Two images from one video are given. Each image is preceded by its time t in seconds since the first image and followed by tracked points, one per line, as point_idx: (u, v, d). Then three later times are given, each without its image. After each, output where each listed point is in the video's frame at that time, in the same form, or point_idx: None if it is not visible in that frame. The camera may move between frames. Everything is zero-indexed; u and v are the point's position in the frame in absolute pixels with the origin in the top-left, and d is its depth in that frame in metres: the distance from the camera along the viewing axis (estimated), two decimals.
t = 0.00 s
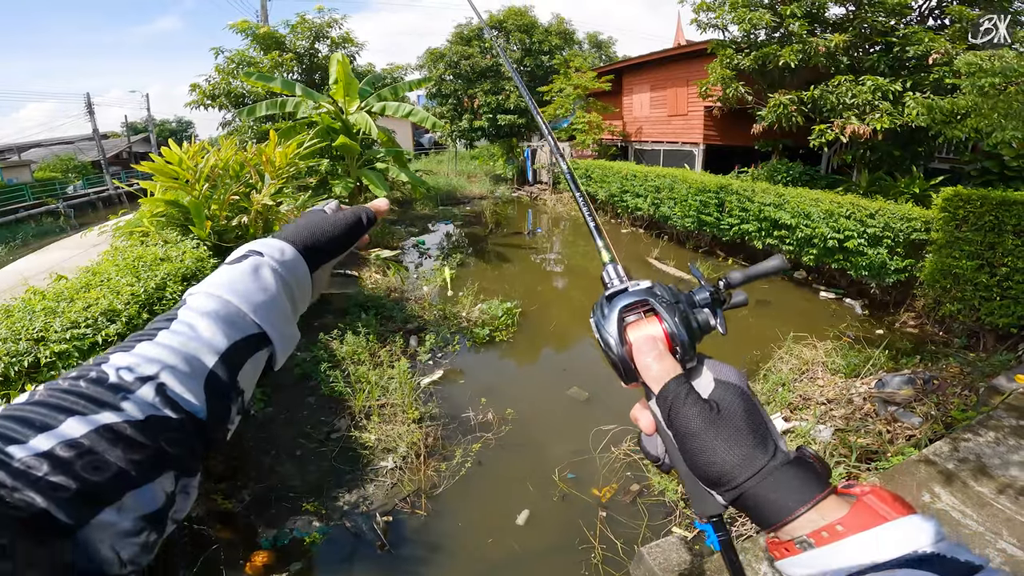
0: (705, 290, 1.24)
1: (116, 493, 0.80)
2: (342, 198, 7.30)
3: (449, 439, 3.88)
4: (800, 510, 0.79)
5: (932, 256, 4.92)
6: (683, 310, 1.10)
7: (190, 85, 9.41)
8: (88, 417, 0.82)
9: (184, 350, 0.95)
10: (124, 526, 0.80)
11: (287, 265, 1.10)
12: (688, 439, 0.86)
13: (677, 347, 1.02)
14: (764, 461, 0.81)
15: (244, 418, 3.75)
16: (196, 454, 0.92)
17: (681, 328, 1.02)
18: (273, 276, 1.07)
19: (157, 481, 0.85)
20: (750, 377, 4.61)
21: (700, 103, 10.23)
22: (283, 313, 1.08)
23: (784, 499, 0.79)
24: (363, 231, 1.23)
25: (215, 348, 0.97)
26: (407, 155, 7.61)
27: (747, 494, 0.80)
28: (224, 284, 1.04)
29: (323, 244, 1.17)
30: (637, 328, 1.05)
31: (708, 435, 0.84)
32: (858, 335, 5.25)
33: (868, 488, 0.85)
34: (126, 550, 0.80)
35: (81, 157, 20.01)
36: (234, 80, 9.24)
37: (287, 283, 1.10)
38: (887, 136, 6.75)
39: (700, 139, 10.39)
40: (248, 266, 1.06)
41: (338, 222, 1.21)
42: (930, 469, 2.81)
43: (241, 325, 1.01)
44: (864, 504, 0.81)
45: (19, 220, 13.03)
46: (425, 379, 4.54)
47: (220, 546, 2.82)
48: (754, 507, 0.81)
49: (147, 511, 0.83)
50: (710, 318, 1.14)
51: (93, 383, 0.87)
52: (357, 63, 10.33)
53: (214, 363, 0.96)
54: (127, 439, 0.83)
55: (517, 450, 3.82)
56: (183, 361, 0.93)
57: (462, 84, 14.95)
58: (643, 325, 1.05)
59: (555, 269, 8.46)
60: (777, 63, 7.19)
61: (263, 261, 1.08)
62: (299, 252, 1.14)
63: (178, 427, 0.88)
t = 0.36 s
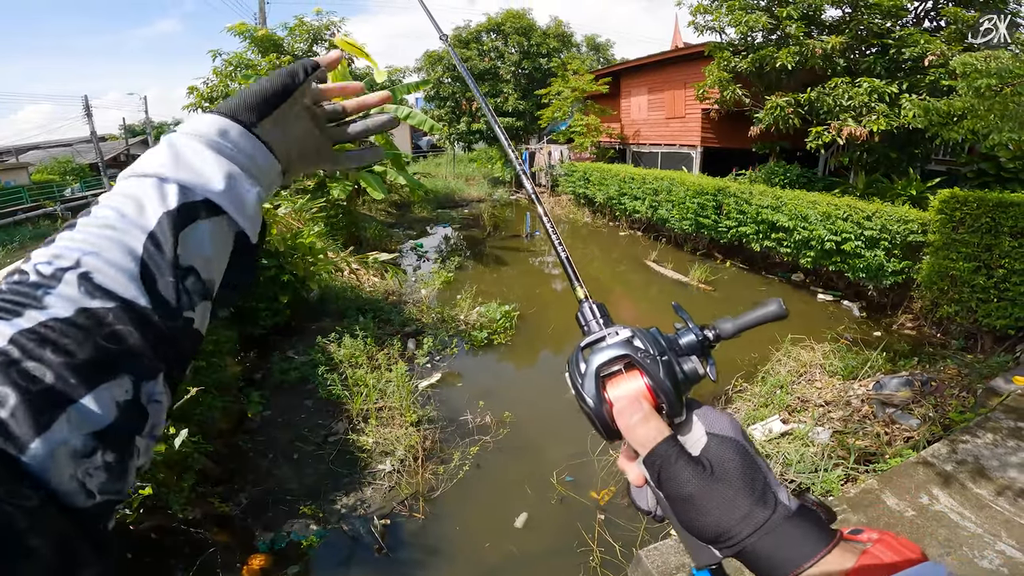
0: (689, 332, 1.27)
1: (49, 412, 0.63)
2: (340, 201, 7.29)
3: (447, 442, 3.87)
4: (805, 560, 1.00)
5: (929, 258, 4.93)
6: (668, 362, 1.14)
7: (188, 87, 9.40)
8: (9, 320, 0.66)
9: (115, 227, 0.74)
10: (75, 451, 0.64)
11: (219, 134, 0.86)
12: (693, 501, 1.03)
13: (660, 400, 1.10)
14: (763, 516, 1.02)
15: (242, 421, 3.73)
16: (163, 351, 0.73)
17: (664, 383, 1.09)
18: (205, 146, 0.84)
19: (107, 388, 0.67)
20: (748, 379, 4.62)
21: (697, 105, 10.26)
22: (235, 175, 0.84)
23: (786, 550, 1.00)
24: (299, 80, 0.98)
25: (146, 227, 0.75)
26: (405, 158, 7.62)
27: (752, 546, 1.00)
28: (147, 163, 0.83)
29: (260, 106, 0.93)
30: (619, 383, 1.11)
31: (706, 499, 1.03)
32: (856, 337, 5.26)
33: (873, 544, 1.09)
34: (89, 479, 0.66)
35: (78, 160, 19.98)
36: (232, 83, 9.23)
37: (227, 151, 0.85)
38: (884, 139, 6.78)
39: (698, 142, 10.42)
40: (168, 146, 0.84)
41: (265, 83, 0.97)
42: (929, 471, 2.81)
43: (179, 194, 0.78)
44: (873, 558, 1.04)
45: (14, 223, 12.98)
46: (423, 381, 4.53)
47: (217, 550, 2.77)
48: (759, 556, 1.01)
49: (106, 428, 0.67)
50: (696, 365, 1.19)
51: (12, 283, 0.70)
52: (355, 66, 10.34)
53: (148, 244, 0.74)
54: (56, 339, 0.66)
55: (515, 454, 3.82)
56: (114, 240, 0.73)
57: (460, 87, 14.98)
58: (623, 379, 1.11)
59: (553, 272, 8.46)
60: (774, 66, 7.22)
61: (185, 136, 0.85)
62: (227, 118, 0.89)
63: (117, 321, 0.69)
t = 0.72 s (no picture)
0: (681, 343, 1.28)
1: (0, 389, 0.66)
2: (336, 204, 7.29)
3: (444, 445, 3.86)
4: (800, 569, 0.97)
5: (923, 260, 4.97)
6: (659, 375, 1.16)
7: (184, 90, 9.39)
8: None
9: (61, 211, 0.77)
10: (27, 425, 0.67)
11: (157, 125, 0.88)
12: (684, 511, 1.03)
13: (651, 411, 1.11)
14: (755, 525, 1.01)
15: (237, 424, 3.72)
16: (116, 329, 0.75)
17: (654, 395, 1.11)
18: (146, 138, 0.86)
19: (59, 362, 0.70)
20: (744, 381, 4.63)
21: (693, 108, 10.31)
22: (179, 164, 0.86)
23: (780, 557, 0.98)
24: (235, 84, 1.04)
25: (93, 214, 0.78)
26: (402, 160, 7.62)
27: (746, 556, 0.99)
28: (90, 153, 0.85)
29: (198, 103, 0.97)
30: (610, 397, 1.12)
31: (699, 509, 1.02)
32: (851, 339, 5.28)
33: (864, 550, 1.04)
34: (46, 452, 0.69)
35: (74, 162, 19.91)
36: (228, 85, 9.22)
37: (168, 143, 0.87)
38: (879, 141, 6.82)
39: (694, 144, 10.46)
40: (106, 139, 0.85)
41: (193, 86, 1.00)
42: (924, 472, 2.83)
43: (124, 182, 0.80)
44: (861, 564, 0.99)
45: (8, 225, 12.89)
46: (420, 384, 4.53)
47: (213, 552, 2.73)
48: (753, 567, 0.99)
49: (57, 402, 0.69)
50: (688, 377, 1.20)
51: None
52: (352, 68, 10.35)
53: (94, 229, 0.76)
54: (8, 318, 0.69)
55: (512, 456, 3.82)
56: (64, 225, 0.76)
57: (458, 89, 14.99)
58: (614, 393, 1.12)
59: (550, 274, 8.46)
60: (770, 68, 7.26)
61: (124, 128, 0.86)
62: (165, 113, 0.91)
63: (69, 300, 0.72)
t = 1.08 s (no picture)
0: (681, 346, 1.29)
1: (16, 408, 0.72)
2: (330, 206, 7.28)
3: (438, 447, 3.86)
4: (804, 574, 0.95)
5: (914, 262, 5.03)
6: (663, 374, 1.16)
7: (177, 90, 9.36)
8: None
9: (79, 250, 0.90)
10: (39, 444, 0.73)
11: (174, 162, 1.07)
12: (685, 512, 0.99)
13: (655, 410, 1.10)
14: (757, 528, 0.97)
15: (230, 426, 3.71)
16: (122, 357, 0.86)
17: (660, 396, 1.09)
18: (162, 174, 1.04)
19: (72, 385, 0.78)
20: (738, 383, 4.66)
21: (687, 110, 10.37)
22: (188, 205, 1.04)
23: (784, 562, 0.95)
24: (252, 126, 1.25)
25: (113, 247, 0.92)
26: (396, 162, 7.62)
27: (749, 560, 0.95)
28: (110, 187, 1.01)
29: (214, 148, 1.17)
30: (614, 394, 1.10)
31: (700, 510, 0.98)
32: (843, 341, 5.33)
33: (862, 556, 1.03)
34: (54, 469, 0.74)
35: (65, 163, 19.75)
36: (222, 86, 9.19)
37: (181, 179, 1.06)
38: (870, 144, 6.89)
39: (688, 147, 10.52)
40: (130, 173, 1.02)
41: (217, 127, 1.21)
42: (915, 472, 2.85)
43: (141, 221, 0.97)
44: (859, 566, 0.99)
45: None
46: (414, 387, 4.52)
47: (206, 554, 2.71)
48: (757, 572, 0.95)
49: (67, 422, 0.76)
50: (689, 378, 1.22)
51: None
52: (346, 70, 10.34)
53: (112, 261, 0.90)
54: (27, 341, 0.77)
55: (507, 458, 3.82)
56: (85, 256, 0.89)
57: (453, 91, 15.01)
58: (619, 390, 1.10)
59: (544, 276, 8.48)
60: (763, 71, 7.31)
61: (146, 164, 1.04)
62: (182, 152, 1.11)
63: (87, 326, 0.83)
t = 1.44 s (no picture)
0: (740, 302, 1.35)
1: (89, 555, 1.09)
2: (329, 207, 7.27)
3: (437, 448, 3.86)
4: (885, 523, 0.90)
5: (911, 264, 5.05)
6: (719, 322, 1.21)
7: (176, 91, 9.35)
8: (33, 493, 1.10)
9: (132, 426, 1.30)
10: None
11: (224, 317, 1.55)
12: (751, 456, 1.00)
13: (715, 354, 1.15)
14: (831, 473, 0.95)
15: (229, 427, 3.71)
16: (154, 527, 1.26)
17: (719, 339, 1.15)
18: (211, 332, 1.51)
19: (117, 552, 1.15)
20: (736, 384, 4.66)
21: (685, 112, 10.39)
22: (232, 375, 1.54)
23: (860, 509, 0.91)
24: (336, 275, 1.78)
25: (169, 418, 1.37)
26: (395, 163, 7.63)
27: (819, 503, 0.94)
28: (177, 340, 1.49)
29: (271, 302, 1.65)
30: (674, 343, 1.19)
31: (767, 454, 0.99)
32: (840, 342, 5.34)
33: (964, 510, 0.93)
34: None
35: (62, 162, 19.71)
36: (221, 86, 9.19)
37: (224, 334, 1.53)
38: (867, 146, 6.91)
39: (686, 149, 10.55)
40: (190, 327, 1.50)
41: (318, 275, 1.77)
42: (914, 474, 2.85)
43: (194, 399, 1.44)
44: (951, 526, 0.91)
45: None
46: (413, 388, 4.52)
47: (204, 556, 2.71)
48: (829, 516, 0.94)
49: (102, 574, 1.10)
50: (747, 328, 1.24)
51: (43, 462, 1.17)
52: (345, 70, 10.34)
53: (166, 431, 1.35)
54: (76, 512, 1.12)
55: (506, 459, 3.82)
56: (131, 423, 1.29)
57: (451, 93, 15.03)
58: (679, 340, 1.19)
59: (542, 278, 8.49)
60: (761, 73, 7.33)
61: (201, 321, 1.52)
62: (238, 305, 1.60)
63: (140, 492, 1.23)
